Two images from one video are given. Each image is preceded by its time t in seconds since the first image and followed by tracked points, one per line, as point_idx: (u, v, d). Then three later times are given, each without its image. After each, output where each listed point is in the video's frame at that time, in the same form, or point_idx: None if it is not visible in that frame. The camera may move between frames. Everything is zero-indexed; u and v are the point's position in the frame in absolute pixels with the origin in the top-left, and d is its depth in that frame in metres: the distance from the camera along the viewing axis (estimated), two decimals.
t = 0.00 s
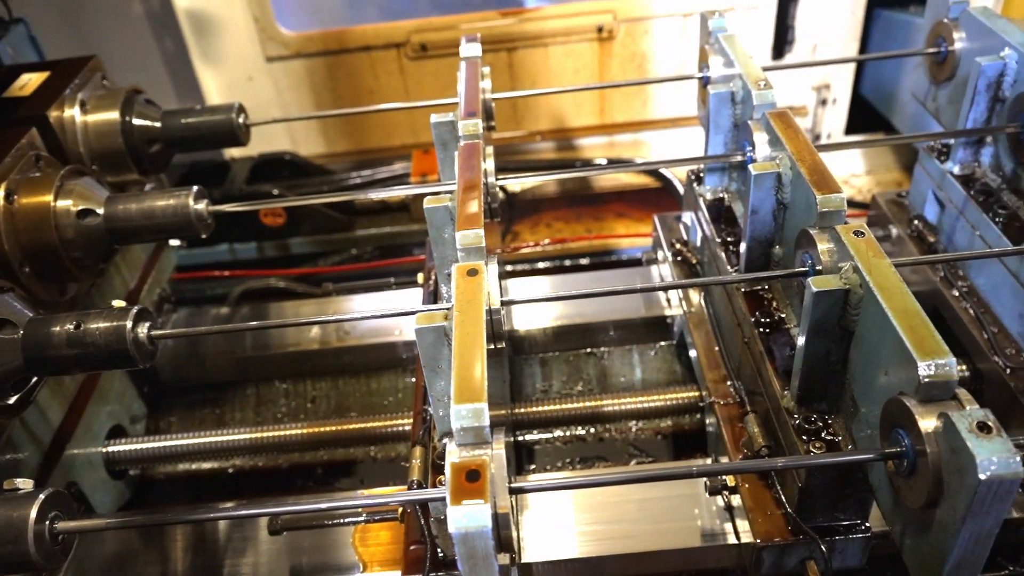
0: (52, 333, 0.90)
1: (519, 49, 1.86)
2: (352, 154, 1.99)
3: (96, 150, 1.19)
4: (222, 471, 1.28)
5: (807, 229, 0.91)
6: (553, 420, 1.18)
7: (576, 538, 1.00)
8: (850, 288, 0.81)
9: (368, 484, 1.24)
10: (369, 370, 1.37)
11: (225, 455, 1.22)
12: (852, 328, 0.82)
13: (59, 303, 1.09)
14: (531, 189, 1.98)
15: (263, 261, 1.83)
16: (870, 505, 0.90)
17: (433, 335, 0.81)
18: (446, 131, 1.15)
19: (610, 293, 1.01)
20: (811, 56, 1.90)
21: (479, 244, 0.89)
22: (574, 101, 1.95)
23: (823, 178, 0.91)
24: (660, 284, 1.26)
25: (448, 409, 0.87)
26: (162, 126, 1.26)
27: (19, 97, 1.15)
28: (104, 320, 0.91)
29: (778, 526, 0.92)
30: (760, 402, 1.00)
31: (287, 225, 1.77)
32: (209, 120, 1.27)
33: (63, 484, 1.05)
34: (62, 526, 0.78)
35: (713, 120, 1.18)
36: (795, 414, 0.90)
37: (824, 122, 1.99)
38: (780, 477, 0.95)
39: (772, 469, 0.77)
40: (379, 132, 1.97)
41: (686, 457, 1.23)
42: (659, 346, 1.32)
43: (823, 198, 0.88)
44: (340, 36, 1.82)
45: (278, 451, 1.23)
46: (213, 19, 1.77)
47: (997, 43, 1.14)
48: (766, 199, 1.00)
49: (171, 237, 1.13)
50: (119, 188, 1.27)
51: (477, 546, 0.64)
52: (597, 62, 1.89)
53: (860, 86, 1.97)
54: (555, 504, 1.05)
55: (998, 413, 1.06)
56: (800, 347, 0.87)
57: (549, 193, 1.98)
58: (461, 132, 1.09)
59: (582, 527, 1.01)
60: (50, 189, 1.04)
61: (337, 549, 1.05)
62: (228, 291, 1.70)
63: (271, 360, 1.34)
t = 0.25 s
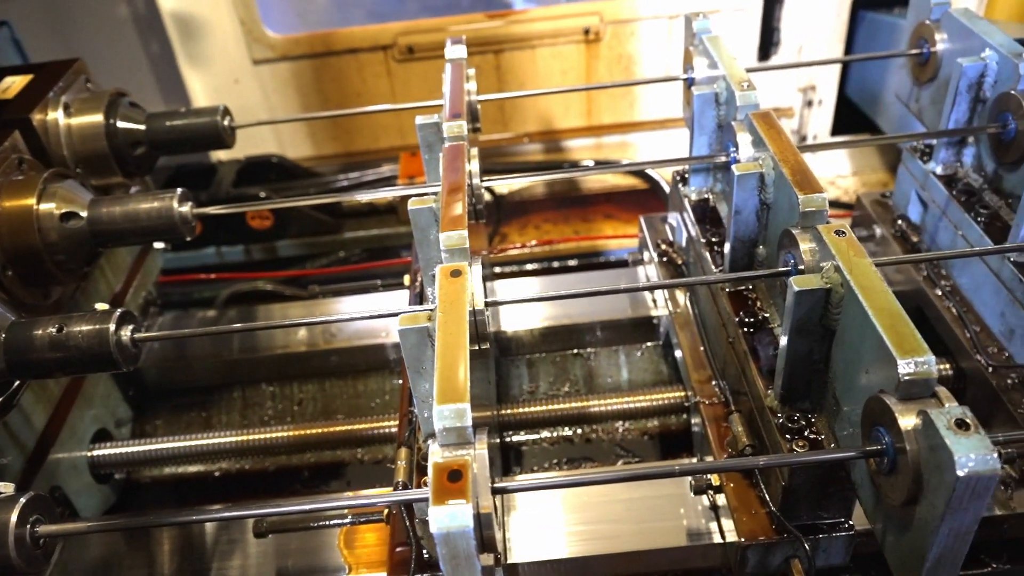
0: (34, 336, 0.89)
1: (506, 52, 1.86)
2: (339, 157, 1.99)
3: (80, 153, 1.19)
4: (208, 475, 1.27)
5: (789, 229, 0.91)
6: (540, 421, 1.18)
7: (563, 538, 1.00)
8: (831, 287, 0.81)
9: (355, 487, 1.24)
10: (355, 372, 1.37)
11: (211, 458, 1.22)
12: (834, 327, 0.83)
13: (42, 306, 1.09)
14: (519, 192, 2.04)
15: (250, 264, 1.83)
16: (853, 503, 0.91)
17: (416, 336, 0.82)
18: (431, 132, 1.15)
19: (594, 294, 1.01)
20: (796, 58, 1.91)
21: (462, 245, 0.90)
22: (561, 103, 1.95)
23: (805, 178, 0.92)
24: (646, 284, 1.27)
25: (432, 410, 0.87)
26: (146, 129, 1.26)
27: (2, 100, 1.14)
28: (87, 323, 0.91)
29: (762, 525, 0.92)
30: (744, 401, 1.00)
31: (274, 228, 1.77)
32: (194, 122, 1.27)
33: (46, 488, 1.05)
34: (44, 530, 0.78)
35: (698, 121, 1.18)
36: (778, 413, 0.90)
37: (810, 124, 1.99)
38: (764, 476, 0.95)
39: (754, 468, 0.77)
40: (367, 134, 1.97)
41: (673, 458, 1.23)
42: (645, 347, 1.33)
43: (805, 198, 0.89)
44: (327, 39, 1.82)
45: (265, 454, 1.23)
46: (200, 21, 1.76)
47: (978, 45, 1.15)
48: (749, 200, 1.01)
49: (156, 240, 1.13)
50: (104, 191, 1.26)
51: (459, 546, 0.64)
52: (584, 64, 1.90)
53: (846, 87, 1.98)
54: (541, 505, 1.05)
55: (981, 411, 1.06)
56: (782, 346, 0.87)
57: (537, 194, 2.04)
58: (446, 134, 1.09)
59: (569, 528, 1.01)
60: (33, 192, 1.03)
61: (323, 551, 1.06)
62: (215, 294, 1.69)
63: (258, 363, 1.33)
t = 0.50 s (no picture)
0: (24, 336, 0.90)
1: (500, 52, 1.87)
2: (335, 158, 1.99)
3: (72, 155, 1.19)
4: (202, 475, 1.28)
5: (776, 227, 0.91)
6: (532, 420, 1.18)
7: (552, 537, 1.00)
8: (817, 284, 0.81)
9: (348, 487, 1.24)
10: (348, 372, 1.37)
11: (204, 458, 1.23)
12: (820, 324, 0.83)
13: (36, 307, 1.09)
14: (514, 192, 2.01)
15: (246, 265, 1.83)
16: (841, 500, 0.91)
17: (404, 334, 0.82)
18: (422, 132, 1.15)
19: (582, 292, 1.02)
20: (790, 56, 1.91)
21: (451, 244, 0.90)
22: (556, 103, 1.96)
23: (792, 175, 0.92)
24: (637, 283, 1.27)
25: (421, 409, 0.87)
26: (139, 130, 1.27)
27: None
28: (77, 323, 0.91)
29: (751, 522, 0.92)
30: (733, 399, 1.00)
31: (269, 228, 1.77)
32: (186, 123, 1.28)
33: (40, 489, 1.05)
34: (33, 530, 0.79)
35: (688, 120, 1.19)
36: (767, 410, 0.90)
37: (804, 122, 1.99)
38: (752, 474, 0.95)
39: (739, 464, 0.77)
40: (362, 135, 1.97)
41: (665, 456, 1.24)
42: (637, 346, 1.33)
43: (792, 195, 0.89)
44: (321, 39, 1.82)
45: (257, 454, 1.23)
46: (194, 23, 1.77)
47: (967, 43, 1.15)
48: (738, 198, 1.01)
49: (148, 241, 1.14)
50: (97, 192, 1.27)
51: (443, 543, 0.64)
52: (578, 63, 1.90)
53: (840, 86, 1.98)
54: (533, 503, 1.05)
55: (971, 408, 1.07)
56: (770, 343, 0.88)
57: (532, 194, 2.01)
58: (436, 134, 1.10)
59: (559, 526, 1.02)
60: (24, 194, 1.04)
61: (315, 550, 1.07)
62: (211, 295, 1.70)
63: (252, 363, 1.34)
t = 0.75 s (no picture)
0: (10, 335, 0.90)
1: (492, 51, 1.87)
2: (327, 158, 2.00)
3: (61, 155, 1.19)
4: (192, 474, 1.28)
5: (760, 224, 0.91)
6: (520, 418, 1.19)
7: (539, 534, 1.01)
8: (798, 281, 0.82)
9: (338, 485, 1.25)
10: (338, 371, 1.37)
11: (194, 458, 1.23)
12: (802, 322, 0.83)
13: (24, 306, 1.09)
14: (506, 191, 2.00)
15: (239, 265, 1.84)
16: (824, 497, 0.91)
17: (387, 332, 0.82)
18: (409, 132, 1.16)
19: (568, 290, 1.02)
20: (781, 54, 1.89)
21: (435, 242, 0.90)
22: (548, 102, 1.96)
23: (776, 173, 0.92)
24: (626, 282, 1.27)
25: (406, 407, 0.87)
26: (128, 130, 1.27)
27: None
28: (62, 322, 0.92)
29: (735, 519, 0.93)
30: (718, 397, 1.01)
31: (262, 228, 1.77)
32: (175, 123, 1.29)
33: (28, 488, 1.05)
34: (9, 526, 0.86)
35: (674, 118, 1.19)
36: (750, 407, 0.91)
37: (796, 121, 1.98)
38: (736, 471, 0.96)
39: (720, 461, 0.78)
40: (355, 134, 1.97)
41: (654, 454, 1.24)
42: (626, 344, 1.34)
43: (774, 193, 0.89)
44: (313, 39, 1.83)
45: (247, 453, 1.24)
46: (186, 23, 1.77)
47: (953, 41, 1.16)
48: (723, 196, 1.01)
49: (136, 240, 1.14)
50: (87, 191, 1.27)
51: (421, 540, 0.65)
52: (570, 63, 1.91)
53: (832, 85, 1.98)
54: (520, 501, 1.06)
55: (957, 405, 1.07)
56: (753, 341, 0.88)
57: (525, 193, 2.00)
58: (423, 133, 1.10)
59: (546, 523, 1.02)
60: (12, 193, 1.04)
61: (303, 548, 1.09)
62: (203, 295, 1.70)
63: (242, 362, 1.34)
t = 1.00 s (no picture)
0: None
1: (486, 51, 1.87)
2: (323, 158, 2.00)
3: (53, 155, 1.20)
4: (184, 472, 1.29)
5: (745, 223, 0.92)
6: (510, 417, 1.19)
7: (526, 532, 1.01)
8: (781, 280, 0.82)
9: (329, 484, 1.25)
10: (330, 370, 1.38)
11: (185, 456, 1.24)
12: (785, 319, 0.84)
13: (17, 306, 1.10)
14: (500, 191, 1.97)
15: (234, 265, 1.85)
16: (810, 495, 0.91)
17: (371, 330, 0.83)
18: (399, 132, 1.16)
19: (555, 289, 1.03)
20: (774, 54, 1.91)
21: (421, 241, 0.91)
22: (543, 102, 1.96)
23: (760, 172, 0.93)
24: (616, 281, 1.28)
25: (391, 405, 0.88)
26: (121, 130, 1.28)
27: None
28: (50, 321, 0.92)
29: (721, 517, 0.93)
30: (705, 395, 1.01)
31: (257, 228, 1.78)
32: (168, 123, 1.29)
33: (18, 486, 1.06)
34: None
35: (663, 118, 1.19)
36: (735, 405, 0.91)
37: (791, 121, 1.98)
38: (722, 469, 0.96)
39: (701, 458, 0.78)
40: (350, 134, 1.98)
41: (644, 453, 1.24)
42: (617, 343, 1.34)
43: (759, 191, 0.89)
44: (308, 40, 1.83)
45: (238, 451, 1.24)
46: (181, 23, 1.78)
47: (941, 41, 1.16)
48: (709, 195, 1.02)
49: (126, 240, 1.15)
50: (79, 192, 1.28)
51: (400, 535, 0.65)
52: (565, 63, 1.91)
53: (827, 84, 1.98)
54: (508, 498, 1.06)
55: (945, 403, 1.07)
56: (737, 339, 0.88)
57: (520, 193, 1.97)
58: (412, 132, 1.11)
59: (533, 521, 1.03)
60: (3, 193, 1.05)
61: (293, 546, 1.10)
62: (198, 295, 1.71)
63: (234, 361, 1.35)
